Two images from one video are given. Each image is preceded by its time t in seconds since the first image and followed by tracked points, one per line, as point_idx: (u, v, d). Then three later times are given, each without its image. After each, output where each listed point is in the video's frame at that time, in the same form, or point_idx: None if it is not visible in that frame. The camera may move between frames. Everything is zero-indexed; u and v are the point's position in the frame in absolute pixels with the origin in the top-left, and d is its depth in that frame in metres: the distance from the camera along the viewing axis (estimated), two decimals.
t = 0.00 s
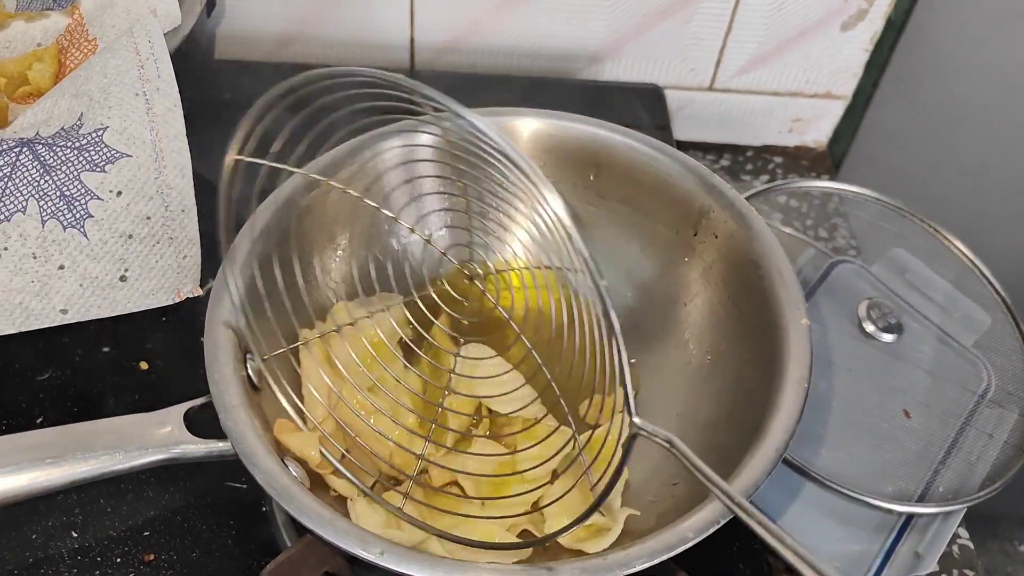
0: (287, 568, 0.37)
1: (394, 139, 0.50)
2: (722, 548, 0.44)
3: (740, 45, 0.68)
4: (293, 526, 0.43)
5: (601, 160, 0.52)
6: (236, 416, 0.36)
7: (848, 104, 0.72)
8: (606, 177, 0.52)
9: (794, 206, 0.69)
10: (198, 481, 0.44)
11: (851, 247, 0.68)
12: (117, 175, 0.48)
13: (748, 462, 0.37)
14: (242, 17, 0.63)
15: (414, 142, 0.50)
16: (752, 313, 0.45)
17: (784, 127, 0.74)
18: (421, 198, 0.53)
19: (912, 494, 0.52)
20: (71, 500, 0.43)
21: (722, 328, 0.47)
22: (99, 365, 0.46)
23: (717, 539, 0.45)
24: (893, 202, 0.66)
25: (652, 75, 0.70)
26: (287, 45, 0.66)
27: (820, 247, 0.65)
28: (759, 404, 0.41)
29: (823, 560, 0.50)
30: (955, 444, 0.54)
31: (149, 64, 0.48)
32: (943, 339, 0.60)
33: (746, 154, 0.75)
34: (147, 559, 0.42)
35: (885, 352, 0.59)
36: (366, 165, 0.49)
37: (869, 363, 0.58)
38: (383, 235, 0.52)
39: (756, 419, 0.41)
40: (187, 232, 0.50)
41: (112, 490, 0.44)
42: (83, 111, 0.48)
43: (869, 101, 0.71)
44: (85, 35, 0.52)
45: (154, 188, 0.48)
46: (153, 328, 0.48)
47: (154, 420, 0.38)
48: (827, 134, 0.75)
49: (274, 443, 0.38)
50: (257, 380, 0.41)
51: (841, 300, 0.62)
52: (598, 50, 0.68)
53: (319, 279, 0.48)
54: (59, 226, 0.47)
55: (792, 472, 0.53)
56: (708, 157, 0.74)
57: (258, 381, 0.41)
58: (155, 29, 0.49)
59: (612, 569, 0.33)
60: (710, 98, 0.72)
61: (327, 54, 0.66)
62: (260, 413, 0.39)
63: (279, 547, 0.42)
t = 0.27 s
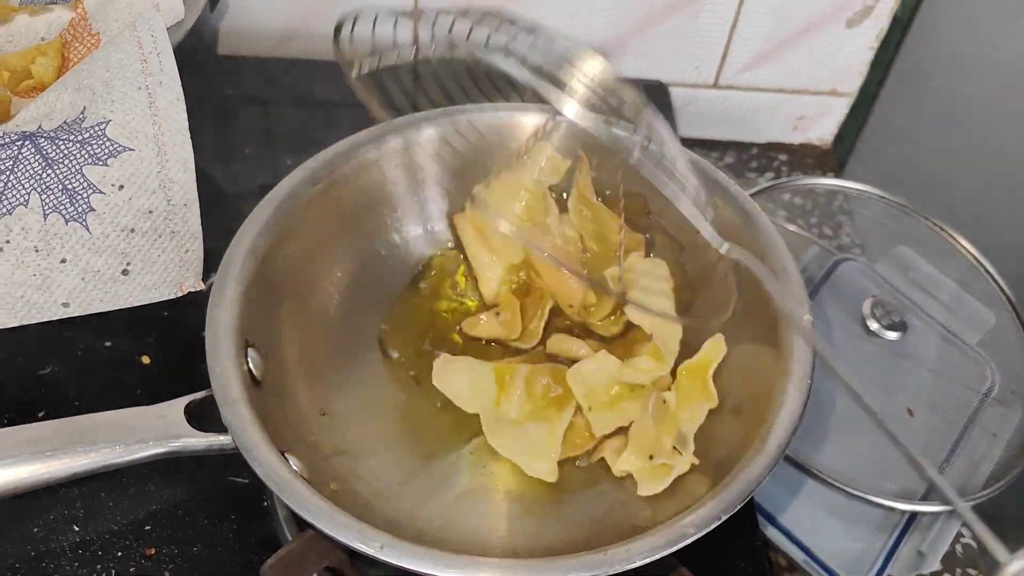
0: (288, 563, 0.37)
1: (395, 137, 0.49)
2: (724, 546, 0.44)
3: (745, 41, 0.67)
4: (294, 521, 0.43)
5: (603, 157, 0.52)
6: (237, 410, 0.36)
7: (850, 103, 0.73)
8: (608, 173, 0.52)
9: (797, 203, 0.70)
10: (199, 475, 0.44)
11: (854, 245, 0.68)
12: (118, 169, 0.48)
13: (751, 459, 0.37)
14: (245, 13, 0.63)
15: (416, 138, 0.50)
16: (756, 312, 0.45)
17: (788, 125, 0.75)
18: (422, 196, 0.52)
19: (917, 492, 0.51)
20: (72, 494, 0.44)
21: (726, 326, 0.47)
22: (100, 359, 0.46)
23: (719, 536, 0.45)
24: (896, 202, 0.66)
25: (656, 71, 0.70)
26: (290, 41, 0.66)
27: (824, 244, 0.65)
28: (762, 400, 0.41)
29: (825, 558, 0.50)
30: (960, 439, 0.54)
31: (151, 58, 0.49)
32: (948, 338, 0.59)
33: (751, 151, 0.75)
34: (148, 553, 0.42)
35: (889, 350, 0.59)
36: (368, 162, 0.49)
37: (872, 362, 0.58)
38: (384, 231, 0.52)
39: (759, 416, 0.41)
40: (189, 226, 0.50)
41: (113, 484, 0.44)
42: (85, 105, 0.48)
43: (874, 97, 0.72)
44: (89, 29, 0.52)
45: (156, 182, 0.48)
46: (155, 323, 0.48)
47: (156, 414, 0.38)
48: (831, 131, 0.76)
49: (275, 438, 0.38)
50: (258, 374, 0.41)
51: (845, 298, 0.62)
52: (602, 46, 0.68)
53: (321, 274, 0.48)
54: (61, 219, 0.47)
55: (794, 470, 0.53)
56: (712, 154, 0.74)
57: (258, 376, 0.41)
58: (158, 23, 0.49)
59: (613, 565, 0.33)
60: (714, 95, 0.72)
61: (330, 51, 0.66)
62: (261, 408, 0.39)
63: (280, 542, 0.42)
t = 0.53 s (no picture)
0: (302, 569, 0.37)
1: (410, 146, 0.50)
2: (736, 555, 0.45)
3: (754, 51, 0.68)
4: (309, 528, 0.43)
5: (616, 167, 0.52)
6: (254, 420, 0.36)
7: (859, 110, 0.73)
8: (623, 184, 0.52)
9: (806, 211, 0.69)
10: (214, 482, 0.45)
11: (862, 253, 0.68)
12: (136, 178, 0.48)
13: (763, 471, 0.37)
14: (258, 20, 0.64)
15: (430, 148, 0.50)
16: (767, 322, 0.45)
17: (797, 131, 0.75)
18: (436, 204, 0.53)
19: (922, 501, 0.52)
20: (88, 500, 0.44)
21: (738, 336, 0.47)
22: (117, 365, 0.47)
23: (729, 545, 0.45)
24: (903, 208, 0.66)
25: (665, 79, 0.71)
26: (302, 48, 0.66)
27: (832, 253, 0.66)
28: (774, 412, 0.41)
29: (834, 567, 0.50)
30: (968, 445, 0.55)
31: (168, 67, 0.49)
32: (956, 346, 0.60)
33: (759, 159, 0.75)
34: (164, 559, 0.42)
35: (897, 359, 0.59)
36: (382, 171, 0.49)
37: (880, 370, 0.58)
38: (398, 239, 0.52)
39: (770, 427, 0.41)
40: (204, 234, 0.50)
41: (129, 490, 0.44)
42: (103, 115, 0.48)
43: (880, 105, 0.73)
44: (106, 38, 0.52)
45: (173, 192, 0.49)
46: (170, 329, 0.49)
47: (175, 422, 0.38)
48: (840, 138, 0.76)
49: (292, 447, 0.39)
50: (274, 383, 0.41)
51: (853, 306, 0.62)
52: (612, 54, 0.68)
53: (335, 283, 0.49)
54: (79, 229, 0.48)
55: (802, 478, 0.53)
56: (721, 161, 0.75)
57: (275, 385, 0.41)
58: (175, 32, 0.50)
59: None
60: (724, 103, 0.72)
61: (341, 57, 0.67)
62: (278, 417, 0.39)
63: (295, 548, 0.43)
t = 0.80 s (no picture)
0: (300, 566, 0.37)
1: (412, 143, 0.50)
2: (735, 553, 0.45)
3: (755, 49, 0.68)
4: (308, 524, 0.43)
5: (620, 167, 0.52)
6: (254, 415, 0.37)
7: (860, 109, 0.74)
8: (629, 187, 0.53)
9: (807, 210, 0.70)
10: (215, 477, 0.45)
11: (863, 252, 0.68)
12: (138, 174, 0.48)
13: (760, 470, 0.37)
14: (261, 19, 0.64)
15: (431, 145, 0.50)
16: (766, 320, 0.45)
17: (799, 130, 0.75)
18: (437, 202, 0.53)
19: (923, 500, 0.52)
20: (89, 495, 0.44)
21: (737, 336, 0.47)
22: (118, 361, 0.47)
23: (728, 543, 0.45)
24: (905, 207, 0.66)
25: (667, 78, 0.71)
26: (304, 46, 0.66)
27: (833, 251, 0.66)
28: (772, 409, 0.41)
29: (833, 565, 0.50)
30: (970, 444, 0.54)
31: (170, 65, 0.49)
32: (956, 345, 0.60)
33: (760, 158, 0.75)
34: (164, 554, 0.42)
35: (898, 358, 0.59)
36: (383, 168, 0.49)
37: (880, 368, 0.58)
38: (397, 237, 0.52)
39: (768, 426, 0.41)
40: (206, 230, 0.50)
41: (129, 485, 0.45)
42: (105, 111, 0.49)
43: (882, 104, 0.73)
44: (108, 35, 0.52)
45: (174, 188, 0.49)
46: (171, 325, 0.49)
47: (175, 417, 0.38)
48: (841, 137, 0.76)
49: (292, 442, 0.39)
50: (274, 379, 0.41)
51: (854, 304, 0.62)
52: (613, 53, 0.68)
53: (335, 280, 0.49)
54: (81, 224, 0.48)
55: (801, 477, 0.53)
56: (723, 160, 0.75)
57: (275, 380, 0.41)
58: (178, 30, 0.50)
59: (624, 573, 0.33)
60: (725, 101, 0.72)
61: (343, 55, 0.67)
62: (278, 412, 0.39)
63: (294, 544, 0.43)
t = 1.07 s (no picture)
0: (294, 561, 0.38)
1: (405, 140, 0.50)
2: (729, 550, 0.45)
3: (753, 47, 0.68)
4: (303, 519, 0.43)
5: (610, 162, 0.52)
6: (247, 410, 0.37)
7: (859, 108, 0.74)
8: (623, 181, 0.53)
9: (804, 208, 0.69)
10: (209, 473, 0.45)
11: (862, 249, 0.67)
12: (133, 170, 0.48)
13: (751, 466, 0.37)
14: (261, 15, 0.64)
15: (425, 141, 0.50)
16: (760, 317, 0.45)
17: (797, 129, 0.75)
18: (432, 196, 0.53)
19: (919, 498, 0.52)
20: (84, 489, 0.44)
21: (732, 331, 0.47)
22: (114, 357, 0.47)
23: (722, 540, 0.45)
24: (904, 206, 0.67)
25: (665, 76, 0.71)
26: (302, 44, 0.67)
27: (830, 249, 0.65)
28: (764, 405, 0.42)
29: (828, 561, 0.50)
30: (965, 442, 0.54)
31: (165, 61, 0.49)
32: (953, 343, 0.59)
33: (759, 156, 0.75)
34: (159, 549, 0.42)
35: (895, 356, 0.59)
36: (377, 164, 0.49)
37: (878, 366, 0.58)
38: (392, 231, 0.52)
39: (760, 421, 0.41)
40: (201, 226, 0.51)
41: (124, 481, 0.45)
42: (100, 106, 0.49)
43: (883, 102, 0.73)
44: (105, 30, 0.52)
45: (169, 183, 0.49)
46: (167, 321, 0.49)
47: (168, 411, 0.38)
48: (839, 135, 0.76)
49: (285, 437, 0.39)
50: (268, 374, 0.41)
51: (851, 302, 0.62)
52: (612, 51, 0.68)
53: (330, 276, 0.49)
54: (76, 219, 0.48)
55: (798, 474, 0.53)
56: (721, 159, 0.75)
57: (268, 376, 0.41)
58: (173, 25, 0.50)
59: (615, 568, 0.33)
60: (723, 100, 0.72)
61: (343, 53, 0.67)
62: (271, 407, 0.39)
63: (288, 539, 0.43)
